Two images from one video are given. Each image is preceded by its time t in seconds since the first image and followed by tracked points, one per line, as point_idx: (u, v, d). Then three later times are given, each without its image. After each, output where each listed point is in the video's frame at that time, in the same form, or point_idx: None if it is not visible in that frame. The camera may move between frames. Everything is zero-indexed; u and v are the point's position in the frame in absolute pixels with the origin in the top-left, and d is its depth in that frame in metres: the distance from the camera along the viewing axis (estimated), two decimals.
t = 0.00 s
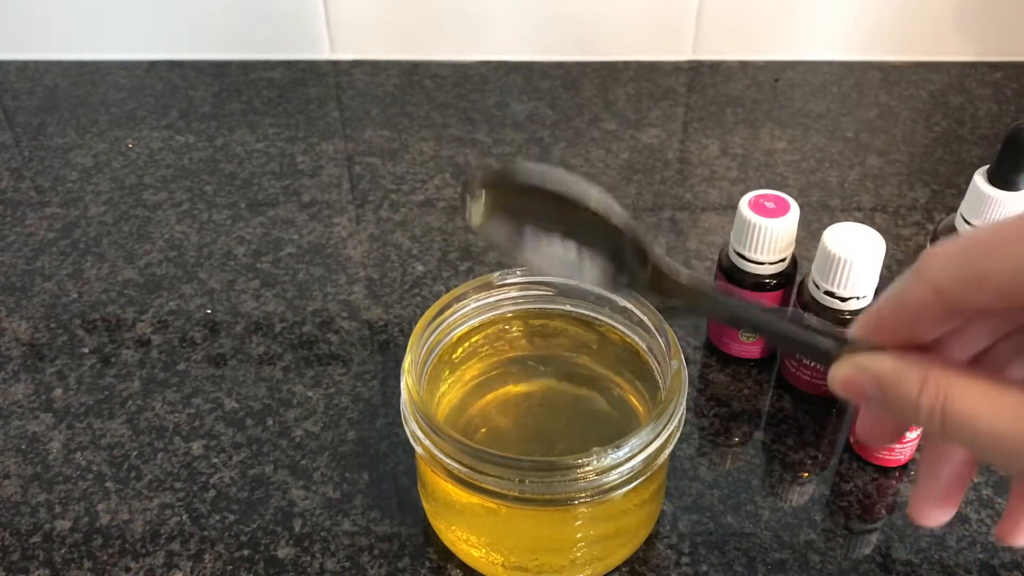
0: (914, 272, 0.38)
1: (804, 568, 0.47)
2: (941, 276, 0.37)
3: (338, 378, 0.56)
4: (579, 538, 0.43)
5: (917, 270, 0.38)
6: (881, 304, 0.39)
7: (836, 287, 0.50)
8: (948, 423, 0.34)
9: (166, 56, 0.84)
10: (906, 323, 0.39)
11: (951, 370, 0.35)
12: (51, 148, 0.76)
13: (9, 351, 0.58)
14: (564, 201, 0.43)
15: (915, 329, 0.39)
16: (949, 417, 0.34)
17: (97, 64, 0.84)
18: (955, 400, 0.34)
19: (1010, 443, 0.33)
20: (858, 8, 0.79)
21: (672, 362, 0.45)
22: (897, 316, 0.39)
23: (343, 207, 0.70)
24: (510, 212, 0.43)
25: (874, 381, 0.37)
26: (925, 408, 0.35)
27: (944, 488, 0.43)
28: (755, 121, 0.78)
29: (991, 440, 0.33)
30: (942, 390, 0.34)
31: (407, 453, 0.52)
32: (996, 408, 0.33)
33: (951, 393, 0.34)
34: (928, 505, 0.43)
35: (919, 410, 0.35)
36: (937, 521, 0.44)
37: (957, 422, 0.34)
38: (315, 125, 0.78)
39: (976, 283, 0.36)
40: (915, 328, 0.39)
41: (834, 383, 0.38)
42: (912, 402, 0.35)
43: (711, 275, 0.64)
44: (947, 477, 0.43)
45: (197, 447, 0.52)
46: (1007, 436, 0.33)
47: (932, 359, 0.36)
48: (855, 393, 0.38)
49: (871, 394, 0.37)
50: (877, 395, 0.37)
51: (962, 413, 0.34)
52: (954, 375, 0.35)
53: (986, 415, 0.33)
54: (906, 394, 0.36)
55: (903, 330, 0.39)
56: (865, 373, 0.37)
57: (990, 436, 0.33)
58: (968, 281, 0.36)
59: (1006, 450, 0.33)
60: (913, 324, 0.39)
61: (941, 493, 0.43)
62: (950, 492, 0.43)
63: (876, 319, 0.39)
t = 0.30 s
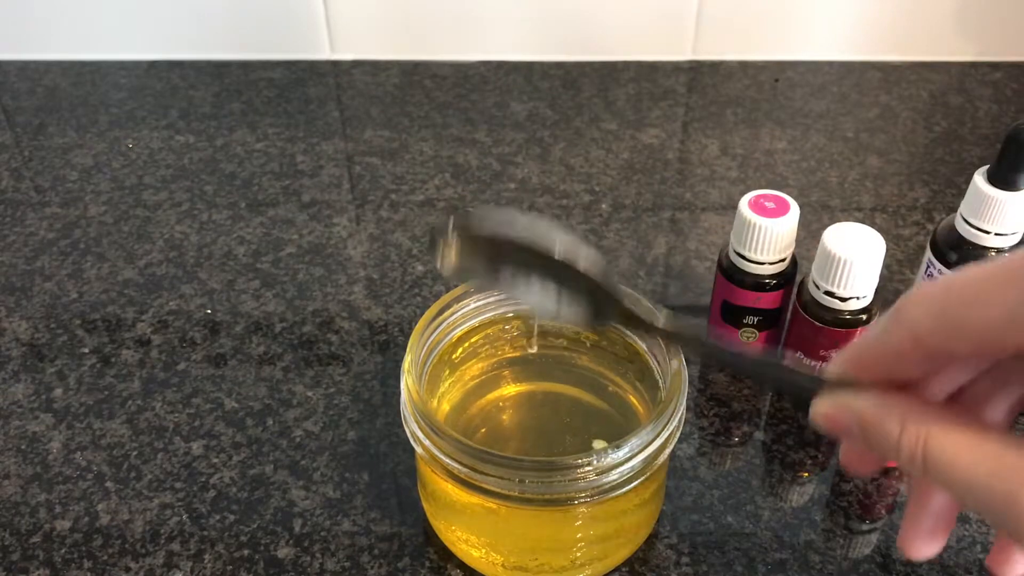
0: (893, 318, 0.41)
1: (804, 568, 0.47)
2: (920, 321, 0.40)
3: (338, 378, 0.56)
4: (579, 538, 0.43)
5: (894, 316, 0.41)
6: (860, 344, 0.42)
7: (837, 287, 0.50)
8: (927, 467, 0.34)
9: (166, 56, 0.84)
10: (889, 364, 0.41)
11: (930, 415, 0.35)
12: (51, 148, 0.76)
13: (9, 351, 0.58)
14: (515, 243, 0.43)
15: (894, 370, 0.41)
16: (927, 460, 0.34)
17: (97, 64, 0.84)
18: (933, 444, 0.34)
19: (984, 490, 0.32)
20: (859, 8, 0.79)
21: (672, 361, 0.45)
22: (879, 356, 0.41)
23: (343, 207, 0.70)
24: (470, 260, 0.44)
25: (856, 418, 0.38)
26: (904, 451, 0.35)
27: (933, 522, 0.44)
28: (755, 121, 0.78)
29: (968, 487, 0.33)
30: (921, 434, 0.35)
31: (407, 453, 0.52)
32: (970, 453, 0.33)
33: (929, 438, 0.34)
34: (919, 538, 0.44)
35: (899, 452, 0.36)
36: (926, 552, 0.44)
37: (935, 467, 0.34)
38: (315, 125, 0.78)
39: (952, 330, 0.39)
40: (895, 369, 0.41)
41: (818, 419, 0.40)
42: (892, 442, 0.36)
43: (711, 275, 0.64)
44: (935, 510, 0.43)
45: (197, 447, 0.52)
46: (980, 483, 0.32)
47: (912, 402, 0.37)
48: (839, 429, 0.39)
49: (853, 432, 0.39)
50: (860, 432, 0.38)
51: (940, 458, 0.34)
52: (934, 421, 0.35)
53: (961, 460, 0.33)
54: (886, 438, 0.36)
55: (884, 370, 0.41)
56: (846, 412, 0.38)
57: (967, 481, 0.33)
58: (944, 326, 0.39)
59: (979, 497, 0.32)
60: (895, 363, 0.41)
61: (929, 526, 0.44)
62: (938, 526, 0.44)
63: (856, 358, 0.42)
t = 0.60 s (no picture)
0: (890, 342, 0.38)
1: (804, 568, 0.47)
2: (916, 343, 0.37)
3: (338, 378, 0.56)
4: (579, 538, 0.43)
5: (892, 336, 0.38)
6: (857, 365, 0.40)
7: (836, 287, 0.50)
8: (926, 491, 0.34)
9: (166, 56, 0.84)
10: (887, 388, 0.39)
11: (928, 439, 0.34)
12: (51, 148, 0.76)
13: (9, 351, 0.58)
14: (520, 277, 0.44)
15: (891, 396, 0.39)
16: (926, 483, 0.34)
17: (97, 64, 0.84)
18: (931, 469, 0.33)
19: (985, 519, 0.32)
20: (859, 8, 0.79)
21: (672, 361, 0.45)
22: (876, 377, 0.39)
23: (343, 207, 0.70)
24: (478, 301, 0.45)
25: (853, 443, 0.37)
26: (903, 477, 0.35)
27: (937, 541, 0.43)
28: (755, 121, 0.78)
29: (972, 515, 0.32)
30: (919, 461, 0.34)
31: (407, 453, 0.52)
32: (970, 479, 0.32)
33: (928, 463, 0.34)
34: (924, 558, 0.43)
35: (898, 477, 0.35)
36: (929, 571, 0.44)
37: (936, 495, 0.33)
38: (315, 125, 0.78)
39: (949, 359, 0.36)
40: (891, 394, 0.39)
41: (816, 441, 0.39)
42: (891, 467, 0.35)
43: (711, 275, 0.64)
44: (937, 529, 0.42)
45: (197, 447, 0.52)
46: (982, 512, 0.32)
47: (910, 424, 0.36)
48: (838, 451, 0.38)
49: (852, 451, 0.38)
50: (860, 457, 0.37)
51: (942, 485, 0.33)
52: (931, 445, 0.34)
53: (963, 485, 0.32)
54: (886, 462, 0.36)
55: (879, 393, 0.39)
56: (846, 434, 0.38)
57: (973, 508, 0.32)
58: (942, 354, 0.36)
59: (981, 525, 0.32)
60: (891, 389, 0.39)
61: (932, 546, 0.43)
62: (943, 546, 0.43)
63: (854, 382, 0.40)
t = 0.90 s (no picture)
0: (852, 301, 0.40)
1: (804, 568, 0.47)
2: (884, 306, 0.38)
3: (338, 378, 0.56)
4: (579, 538, 0.43)
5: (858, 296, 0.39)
6: (820, 326, 0.41)
7: (836, 287, 0.50)
8: (890, 457, 0.35)
9: (166, 56, 0.84)
10: (848, 349, 0.40)
11: (889, 402, 0.35)
12: (51, 148, 0.76)
13: (9, 351, 0.58)
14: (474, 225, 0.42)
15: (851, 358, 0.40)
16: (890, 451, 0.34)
17: (97, 64, 0.84)
18: (894, 432, 0.34)
19: (948, 481, 0.33)
20: (859, 8, 0.79)
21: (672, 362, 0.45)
22: (838, 338, 0.40)
23: (343, 207, 0.70)
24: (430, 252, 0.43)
25: (814, 407, 0.38)
26: (864, 442, 0.35)
27: (903, 512, 0.44)
28: (755, 121, 0.78)
29: (935, 476, 0.33)
30: (882, 425, 0.35)
31: (407, 453, 0.52)
32: (937, 441, 0.33)
33: (890, 426, 0.34)
34: (895, 531, 0.44)
35: (859, 441, 0.36)
36: (901, 546, 0.44)
37: (897, 456, 0.34)
38: (315, 125, 0.78)
39: (910, 316, 0.38)
40: (854, 355, 0.40)
41: (779, 407, 0.39)
42: (853, 429, 0.36)
43: (710, 275, 0.64)
44: (906, 501, 0.44)
45: (197, 447, 0.52)
46: (950, 480, 0.32)
47: (873, 388, 0.36)
48: (798, 416, 0.39)
49: (813, 420, 0.38)
50: (820, 420, 0.38)
51: (904, 447, 0.34)
52: (893, 408, 0.35)
53: (927, 449, 0.33)
54: (846, 425, 0.36)
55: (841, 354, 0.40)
56: (808, 399, 0.38)
57: (939, 472, 0.33)
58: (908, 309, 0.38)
59: (942, 485, 0.33)
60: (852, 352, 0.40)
61: (900, 517, 0.44)
62: (909, 516, 0.44)
63: (814, 344, 0.40)
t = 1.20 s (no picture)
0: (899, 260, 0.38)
1: (804, 568, 0.47)
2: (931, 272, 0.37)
3: (338, 378, 0.56)
4: (579, 538, 0.43)
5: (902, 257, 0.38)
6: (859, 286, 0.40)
7: (836, 287, 0.50)
8: (923, 424, 0.34)
9: (166, 56, 0.84)
10: (886, 312, 0.39)
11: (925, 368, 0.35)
12: (51, 148, 0.76)
13: (9, 351, 0.58)
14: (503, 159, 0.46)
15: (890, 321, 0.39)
16: (925, 415, 0.34)
17: (97, 64, 0.84)
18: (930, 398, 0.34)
19: (977, 450, 0.32)
20: (859, 8, 0.79)
21: (672, 362, 0.44)
22: (877, 302, 0.39)
23: (343, 207, 0.70)
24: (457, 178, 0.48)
25: (847, 368, 0.37)
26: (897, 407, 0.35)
27: (926, 483, 0.43)
28: (755, 121, 0.78)
29: (965, 444, 0.32)
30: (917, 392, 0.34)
31: (407, 453, 0.52)
32: (971, 413, 0.32)
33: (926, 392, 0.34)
34: (915, 503, 0.43)
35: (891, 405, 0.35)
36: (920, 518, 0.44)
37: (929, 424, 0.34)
38: (315, 125, 0.78)
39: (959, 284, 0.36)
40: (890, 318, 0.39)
41: (806, 365, 0.39)
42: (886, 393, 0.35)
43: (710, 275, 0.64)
44: (931, 469, 0.43)
45: (197, 447, 0.52)
46: (983, 445, 0.32)
47: (908, 354, 0.36)
48: (827, 376, 0.38)
49: (844, 381, 0.38)
50: (850, 382, 0.37)
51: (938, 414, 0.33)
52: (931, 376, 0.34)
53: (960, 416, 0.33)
54: (881, 389, 0.36)
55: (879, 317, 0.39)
56: (839, 358, 0.37)
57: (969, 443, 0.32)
58: (954, 277, 0.36)
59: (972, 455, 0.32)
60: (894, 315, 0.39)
61: (923, 488, 0.43)
62: (931, 488, 0.43)
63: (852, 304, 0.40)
